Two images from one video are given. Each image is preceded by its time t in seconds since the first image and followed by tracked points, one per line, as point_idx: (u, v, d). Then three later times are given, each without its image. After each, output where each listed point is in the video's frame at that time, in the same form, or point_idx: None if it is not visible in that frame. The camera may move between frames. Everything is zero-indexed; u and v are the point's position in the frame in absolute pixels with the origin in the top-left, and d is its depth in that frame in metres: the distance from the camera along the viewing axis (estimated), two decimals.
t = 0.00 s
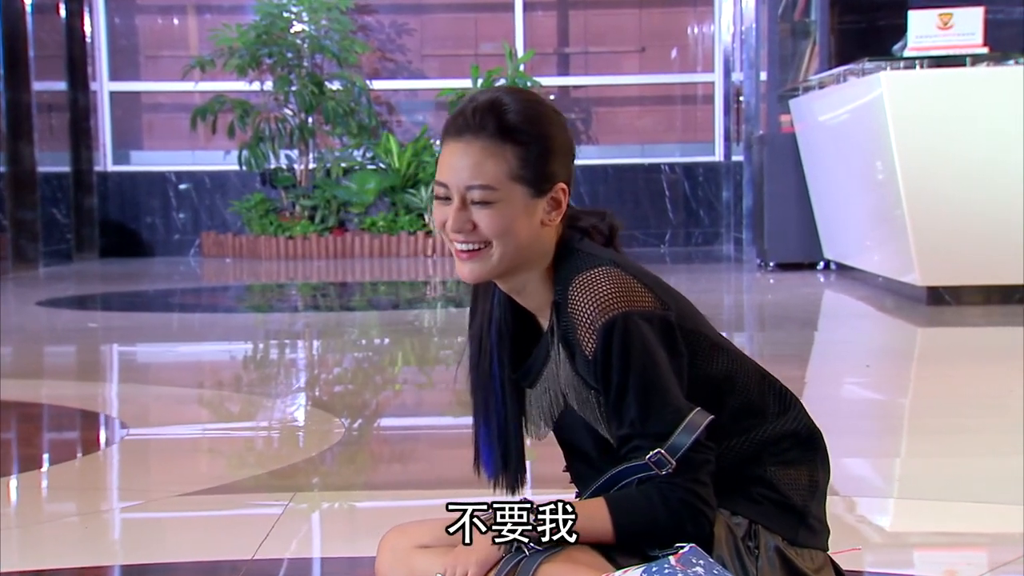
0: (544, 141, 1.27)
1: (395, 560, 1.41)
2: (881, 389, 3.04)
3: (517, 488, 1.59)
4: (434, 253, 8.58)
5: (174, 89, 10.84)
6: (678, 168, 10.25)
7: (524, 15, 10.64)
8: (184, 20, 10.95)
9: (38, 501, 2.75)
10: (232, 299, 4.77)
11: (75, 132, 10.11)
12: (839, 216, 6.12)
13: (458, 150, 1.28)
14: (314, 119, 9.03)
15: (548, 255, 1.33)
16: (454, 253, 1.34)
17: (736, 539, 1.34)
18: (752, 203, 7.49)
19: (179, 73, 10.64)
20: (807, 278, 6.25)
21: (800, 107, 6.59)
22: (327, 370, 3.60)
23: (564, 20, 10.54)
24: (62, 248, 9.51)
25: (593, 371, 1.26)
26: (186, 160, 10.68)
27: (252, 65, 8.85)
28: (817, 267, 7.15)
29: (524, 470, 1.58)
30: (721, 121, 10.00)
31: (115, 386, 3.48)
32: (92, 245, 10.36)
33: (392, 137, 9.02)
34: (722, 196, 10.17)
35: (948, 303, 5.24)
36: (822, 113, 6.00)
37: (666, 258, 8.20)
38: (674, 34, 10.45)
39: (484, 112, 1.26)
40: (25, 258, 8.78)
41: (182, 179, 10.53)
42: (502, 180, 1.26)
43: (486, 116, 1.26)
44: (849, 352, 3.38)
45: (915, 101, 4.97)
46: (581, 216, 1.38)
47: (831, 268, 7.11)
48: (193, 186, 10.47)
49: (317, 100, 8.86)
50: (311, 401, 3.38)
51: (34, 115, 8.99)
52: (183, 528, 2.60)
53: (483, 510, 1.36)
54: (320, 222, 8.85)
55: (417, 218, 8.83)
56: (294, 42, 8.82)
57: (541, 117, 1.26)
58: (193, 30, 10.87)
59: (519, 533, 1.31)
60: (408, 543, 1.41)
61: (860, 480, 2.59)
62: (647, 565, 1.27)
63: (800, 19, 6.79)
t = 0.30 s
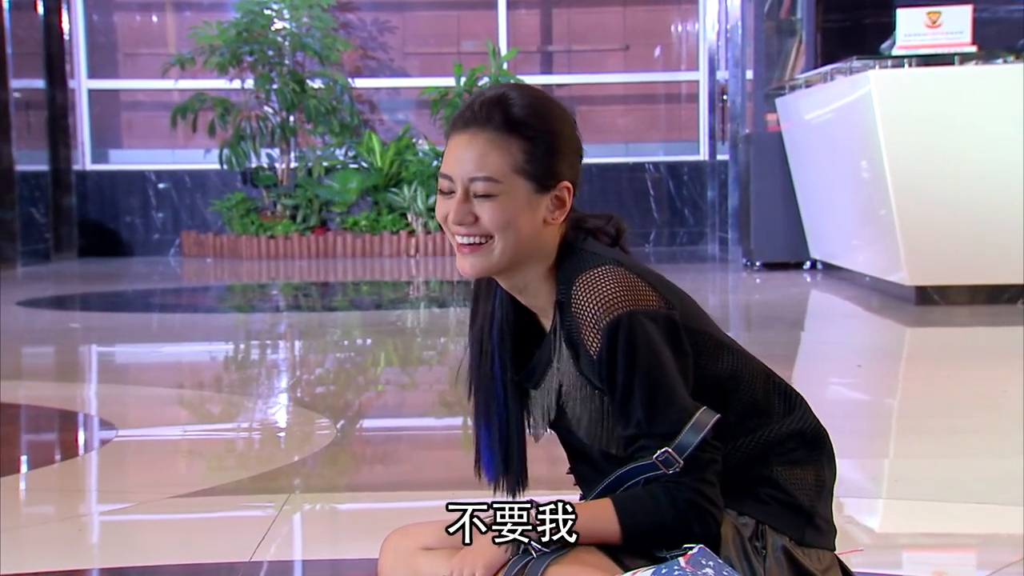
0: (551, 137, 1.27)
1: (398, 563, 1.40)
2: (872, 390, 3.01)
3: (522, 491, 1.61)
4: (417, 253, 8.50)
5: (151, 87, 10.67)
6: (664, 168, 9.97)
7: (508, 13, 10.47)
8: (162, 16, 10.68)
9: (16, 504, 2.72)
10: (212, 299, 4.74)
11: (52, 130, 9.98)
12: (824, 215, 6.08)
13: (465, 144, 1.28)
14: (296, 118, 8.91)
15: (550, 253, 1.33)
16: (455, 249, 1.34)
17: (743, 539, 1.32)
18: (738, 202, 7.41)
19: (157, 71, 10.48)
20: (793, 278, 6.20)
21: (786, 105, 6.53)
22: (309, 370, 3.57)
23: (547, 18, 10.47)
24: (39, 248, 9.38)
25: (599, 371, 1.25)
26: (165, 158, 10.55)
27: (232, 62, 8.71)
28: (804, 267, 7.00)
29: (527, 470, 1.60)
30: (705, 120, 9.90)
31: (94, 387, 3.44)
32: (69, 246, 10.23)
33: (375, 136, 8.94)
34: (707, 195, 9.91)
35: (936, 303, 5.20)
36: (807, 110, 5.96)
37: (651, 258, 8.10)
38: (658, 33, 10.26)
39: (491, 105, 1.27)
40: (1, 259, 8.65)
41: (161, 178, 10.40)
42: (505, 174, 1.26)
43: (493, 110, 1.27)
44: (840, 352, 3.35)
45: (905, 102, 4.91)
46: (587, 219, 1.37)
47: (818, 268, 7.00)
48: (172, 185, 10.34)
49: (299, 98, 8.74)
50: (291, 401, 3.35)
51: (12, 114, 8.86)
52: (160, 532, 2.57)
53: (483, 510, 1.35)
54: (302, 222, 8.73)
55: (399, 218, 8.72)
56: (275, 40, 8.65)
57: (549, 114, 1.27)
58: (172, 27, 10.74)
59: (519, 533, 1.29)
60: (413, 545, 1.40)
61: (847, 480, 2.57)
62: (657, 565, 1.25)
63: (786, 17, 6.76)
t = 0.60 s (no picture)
0: (540, 141, 1.25)
1: (401, 567, 1.37)
2: (866, 393, 2.98)
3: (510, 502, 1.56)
4: (400, 253, 8.50)
5: (132, 86, 10.23)
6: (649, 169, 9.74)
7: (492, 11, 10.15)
8: (141, 15, 10.23)
9: None
10: (193, 298, 4.72)
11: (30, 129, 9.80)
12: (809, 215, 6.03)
13: (455, 149, 1.26)
14: (279, 117, 8.75)
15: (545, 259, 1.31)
16: (446, 255, 1.32)
17: (753, 542, 1.31)
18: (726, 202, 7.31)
19: (137, 69, 10.15)
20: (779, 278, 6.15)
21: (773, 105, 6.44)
22: (291, 372, 3.54)
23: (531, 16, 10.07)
24: (17, 249, 9.21)
25: (599, 378, 1.23)
26: (145, 157, 10.23)
27: (213, 61, 8.50)
28: (792, 267, 6.94)
29: (520, 481, 1.55)
30: (689, 120, 9.76)
31: (72, 389, 3.40)
32: (46, 247, 10.05)
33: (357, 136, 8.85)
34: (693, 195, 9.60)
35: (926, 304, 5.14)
36: (796, 109, 5.85)
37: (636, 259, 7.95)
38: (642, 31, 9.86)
39: (479, 110, 1.25)
40: None
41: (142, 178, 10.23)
42: (493, 178, 1.25)
43: (482, 114, 1.25)
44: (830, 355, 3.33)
45: (893, 99, 4.82)
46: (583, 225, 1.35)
47: (806, 269, 6.88)
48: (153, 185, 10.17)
49: (282, 97, 8.58)
50: (273, 403, 3.32)
51: None
52: (140, 536, 2.53)
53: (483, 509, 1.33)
54: (284, 221, 8.61)
55: (382, 218, 8.65)
56: (257, 38, 8.49)
57: (538, 120, 1.25)
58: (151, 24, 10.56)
59: (519, 533, 1.27)
60: (415, 548, 1.37)
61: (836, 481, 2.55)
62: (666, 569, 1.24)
63: (773, 15, 6.58)
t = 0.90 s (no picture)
0: (518, 159, 1.25)
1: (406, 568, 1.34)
2: (855, 394, 2.96)
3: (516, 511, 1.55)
4: (384, 254, 8.32)
5: (111, 84, 10.11)
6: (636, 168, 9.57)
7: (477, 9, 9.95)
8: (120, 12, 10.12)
9: None
10: (177, 300, 4.68)
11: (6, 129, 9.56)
12: (796, 217, 5.95)
13: (432, 176, 1.26)
14: (261, 116, 8.54)
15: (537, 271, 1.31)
16: (437, 279, 1.33)
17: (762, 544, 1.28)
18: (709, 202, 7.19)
19: (117, 69, 9.97)
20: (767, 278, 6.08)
21: (760, 106, 6.25)
22: (274, 374, 3.51)
23: (515, 15, 9.74)
24: None
25: (605, 390, 1.21)
26: (126, 157, 10.00)
27: (194, 59, 8.27)
28: (779, 267, 6.69)
29: (525, 489, 1.54)
30: (673, 119, 9.58)
31: (52, 392, 3.36)
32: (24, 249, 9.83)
33: (340, 135, 8.67)
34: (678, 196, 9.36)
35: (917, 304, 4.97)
36: (784, 109, 5.66)
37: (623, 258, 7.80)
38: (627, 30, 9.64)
39: (451, 135, 1.25)
40: None
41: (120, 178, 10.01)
42: (472, 204, 1.25)
43: (453, 139, 1.25)
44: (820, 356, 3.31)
45: (882, 102, 4.64)
46: (573, 230, 1.35)
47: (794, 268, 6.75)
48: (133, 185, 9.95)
49: (264, 96, 8.35)
50: (254, 406, 3.28)
51: None
52: (121, 541, 2.48)
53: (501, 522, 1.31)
54: (266, 222, 8.45)
55: (365, 218, 8.48)
56: (239, 36, 8.25)
57: (512, 139, 1.25)
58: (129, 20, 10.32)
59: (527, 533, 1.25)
60: (420, 551, 1.34)
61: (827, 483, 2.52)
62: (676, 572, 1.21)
63: (761, 14, 6.32)
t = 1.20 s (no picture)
0: (485, 197, 1.21)
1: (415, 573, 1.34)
2: (845, 394, 2.95)
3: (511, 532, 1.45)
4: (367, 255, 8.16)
5: (92, 83, 9.73)
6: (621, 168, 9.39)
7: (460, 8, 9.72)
8: (99, 10, 9.80)
9: None
10: (168, 301, 4.55)
11: None
12: (780, 218, 5.89)
13: (402, 230, 1.22)
14: (243, 115, 8.34)
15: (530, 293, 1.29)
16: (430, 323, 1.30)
17: (774, 545, 1.26)
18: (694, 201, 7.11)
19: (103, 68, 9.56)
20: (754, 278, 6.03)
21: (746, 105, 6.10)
22: (256, 374, 3.49)
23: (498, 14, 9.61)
24: None
25: (605, 400, 1.20)
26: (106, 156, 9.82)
27: (176, 59, 8.05)
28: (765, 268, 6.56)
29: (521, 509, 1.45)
30: (659, 119, 9.42)
31: (32, 394, 3.32)
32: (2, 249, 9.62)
33: (323, 134, 8.46)
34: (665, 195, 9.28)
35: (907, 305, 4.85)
36: (770, 108, 5.55)
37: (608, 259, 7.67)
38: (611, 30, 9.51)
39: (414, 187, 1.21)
40: None
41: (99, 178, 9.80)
42: (450, 252, 1.21)
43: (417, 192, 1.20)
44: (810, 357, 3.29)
45: (871, 98, 4.51)
46: (561, 239, 1.34)
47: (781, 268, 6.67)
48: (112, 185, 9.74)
49: (246, 96, 8.15)
50: (237, 408, 3.25)
51: None
52: (101, 544, 2.45)
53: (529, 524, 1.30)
54: (249, 222, 8.28)
55: (348, 218, 8.30)
56: (220, 35, 8.04)
57: (471, 178, 1.21)
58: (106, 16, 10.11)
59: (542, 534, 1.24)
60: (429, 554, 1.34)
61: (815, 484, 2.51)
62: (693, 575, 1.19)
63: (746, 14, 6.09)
